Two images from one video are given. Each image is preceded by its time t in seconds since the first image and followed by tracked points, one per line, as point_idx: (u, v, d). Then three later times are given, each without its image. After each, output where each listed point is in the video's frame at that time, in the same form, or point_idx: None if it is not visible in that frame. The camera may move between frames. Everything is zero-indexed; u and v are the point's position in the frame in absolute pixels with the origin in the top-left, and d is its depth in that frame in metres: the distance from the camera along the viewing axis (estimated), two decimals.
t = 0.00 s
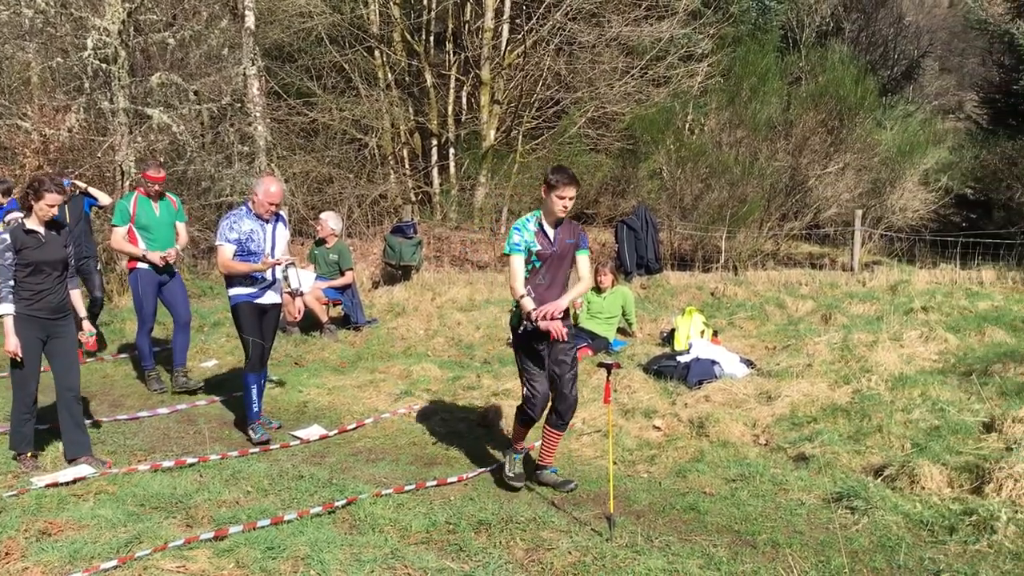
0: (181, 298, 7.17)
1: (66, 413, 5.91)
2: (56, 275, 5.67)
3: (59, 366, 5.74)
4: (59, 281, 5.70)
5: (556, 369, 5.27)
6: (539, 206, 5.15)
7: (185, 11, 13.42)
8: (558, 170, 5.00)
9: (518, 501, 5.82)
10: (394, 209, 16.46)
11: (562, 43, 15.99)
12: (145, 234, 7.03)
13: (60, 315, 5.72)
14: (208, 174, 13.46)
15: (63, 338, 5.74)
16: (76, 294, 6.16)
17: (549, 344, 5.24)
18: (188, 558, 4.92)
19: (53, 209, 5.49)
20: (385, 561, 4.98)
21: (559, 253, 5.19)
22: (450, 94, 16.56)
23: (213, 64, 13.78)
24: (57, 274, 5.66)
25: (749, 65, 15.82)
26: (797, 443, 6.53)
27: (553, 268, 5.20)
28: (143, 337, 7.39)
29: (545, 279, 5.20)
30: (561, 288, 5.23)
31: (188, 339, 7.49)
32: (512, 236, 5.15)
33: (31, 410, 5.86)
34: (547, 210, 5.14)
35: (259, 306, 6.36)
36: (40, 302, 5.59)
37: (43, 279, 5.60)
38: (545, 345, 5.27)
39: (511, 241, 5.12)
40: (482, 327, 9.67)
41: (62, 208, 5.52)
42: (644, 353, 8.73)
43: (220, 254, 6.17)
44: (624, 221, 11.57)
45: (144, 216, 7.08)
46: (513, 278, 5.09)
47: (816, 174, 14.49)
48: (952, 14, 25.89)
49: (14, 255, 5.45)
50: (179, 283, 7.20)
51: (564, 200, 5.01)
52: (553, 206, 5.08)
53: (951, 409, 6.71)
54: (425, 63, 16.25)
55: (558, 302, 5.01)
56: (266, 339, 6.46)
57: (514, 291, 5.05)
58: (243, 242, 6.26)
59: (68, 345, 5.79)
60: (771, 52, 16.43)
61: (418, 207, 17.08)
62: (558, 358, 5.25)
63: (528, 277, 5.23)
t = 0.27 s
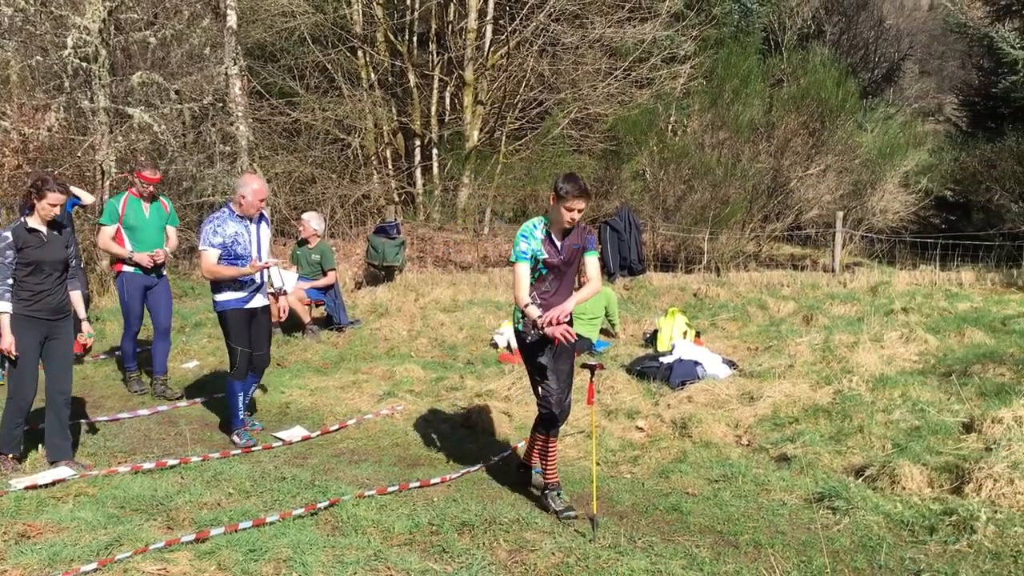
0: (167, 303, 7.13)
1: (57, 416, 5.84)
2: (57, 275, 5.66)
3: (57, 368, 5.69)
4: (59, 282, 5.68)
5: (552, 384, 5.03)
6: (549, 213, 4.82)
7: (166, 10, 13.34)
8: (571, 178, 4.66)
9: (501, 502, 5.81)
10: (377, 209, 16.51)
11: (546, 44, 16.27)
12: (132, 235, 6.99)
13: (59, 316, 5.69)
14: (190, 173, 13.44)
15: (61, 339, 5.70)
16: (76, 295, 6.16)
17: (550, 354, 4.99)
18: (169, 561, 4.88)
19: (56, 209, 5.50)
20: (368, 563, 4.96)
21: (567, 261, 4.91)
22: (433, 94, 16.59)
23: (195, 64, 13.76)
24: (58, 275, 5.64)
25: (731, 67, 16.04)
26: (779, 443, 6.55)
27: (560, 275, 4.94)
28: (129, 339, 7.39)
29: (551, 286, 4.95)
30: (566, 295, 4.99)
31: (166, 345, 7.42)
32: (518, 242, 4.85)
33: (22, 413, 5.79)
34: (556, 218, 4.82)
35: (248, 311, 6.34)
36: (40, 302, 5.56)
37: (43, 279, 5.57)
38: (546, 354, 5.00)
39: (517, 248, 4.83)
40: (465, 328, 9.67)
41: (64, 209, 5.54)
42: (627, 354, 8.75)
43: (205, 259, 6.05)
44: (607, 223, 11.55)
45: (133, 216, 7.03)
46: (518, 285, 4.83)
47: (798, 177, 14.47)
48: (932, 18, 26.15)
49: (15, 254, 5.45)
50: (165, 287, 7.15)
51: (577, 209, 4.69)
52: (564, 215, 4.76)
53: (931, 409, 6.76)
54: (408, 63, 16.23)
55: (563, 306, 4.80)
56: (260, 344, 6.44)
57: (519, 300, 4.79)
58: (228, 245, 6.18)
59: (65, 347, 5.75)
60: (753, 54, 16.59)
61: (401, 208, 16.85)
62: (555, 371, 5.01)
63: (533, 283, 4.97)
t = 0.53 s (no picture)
0: (157, 305, 7.14)
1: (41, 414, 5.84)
2: (50, 275, 5.62)
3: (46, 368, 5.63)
4: (52, 281, 5.65)
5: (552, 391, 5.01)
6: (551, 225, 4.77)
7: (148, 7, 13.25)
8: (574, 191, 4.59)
9: (486, 501, 5.81)
10: (362, 208, 16.24)
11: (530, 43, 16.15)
12: (126, 231, 6.94)
13: (50, 315, 5.66)
14: (172, 171, 13.46)
15: (50, 338, 5.67)
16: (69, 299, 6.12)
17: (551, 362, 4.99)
18: (152, 561, 4.85)
19: (54, 208, 5.50)
20: (352, 562, 4.94)
21: (569, 270, 4.89)
22: (418, 92, 16.59)
23: (177, 61, 13.69)
24: (51, 274, 5.61)
25: (713, 64, 15.91)
26: (762, 442, 6.57)
27: (562, 284, 4.92)
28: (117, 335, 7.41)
29: (551, 295, 4.94)
30: (568, 303, 5.00)
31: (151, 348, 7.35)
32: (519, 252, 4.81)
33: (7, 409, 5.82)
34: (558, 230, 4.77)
35: (242, 310, 6.16)
36: (31, 299, 5.54)
37: (34, 277, 5.54)
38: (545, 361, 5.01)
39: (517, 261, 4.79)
40: (450, 327, 9.65)
41: (62, 208, 5.54)
42: (611, 353, 8.77)
43: (198, 260, 5.81)
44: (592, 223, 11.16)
45: (130, 212, 7.00)
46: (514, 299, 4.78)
47: (780, 176, 14.66)
48: (914, 19, 26.34)
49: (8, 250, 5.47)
50: (157, 287, 7.14)
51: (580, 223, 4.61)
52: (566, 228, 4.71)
53: (913, 408, 6.79)
54: (392, 62, 16.18)
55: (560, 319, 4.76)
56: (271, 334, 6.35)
57: (517, 313, 4.77)
58: (221, 244, 5.92)
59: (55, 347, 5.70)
60: (736, 53, 16.62)
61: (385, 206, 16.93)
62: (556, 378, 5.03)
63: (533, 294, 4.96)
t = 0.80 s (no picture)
0: (146, 299, 7.20)
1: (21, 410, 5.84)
2: (41, 273, 5.58)
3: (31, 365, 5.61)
4: (41, 279, 5.61)
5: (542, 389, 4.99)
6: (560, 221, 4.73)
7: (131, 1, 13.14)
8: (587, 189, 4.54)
9: (472, 497, 5.80)
10: (346, 204, 16.31)
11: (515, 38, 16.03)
12: (119, 226, 6.85)
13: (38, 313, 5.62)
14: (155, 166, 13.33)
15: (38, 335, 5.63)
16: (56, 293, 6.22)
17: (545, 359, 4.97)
18: (135, 559, 4.81)
19: (48, 207, 5.48)
20: (337, 559, 4.92)
21: (576, 268, 4.84)
22: (403, 88, 16.52)
23: (160, 55, 13.63)
24: (42, 272, 5.57)
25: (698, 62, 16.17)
26: (747, 437, 6.60)
27: (568, 280, 4.88)
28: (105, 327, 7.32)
29: (553, 292, 4.90)
30: (572, 301, 4.95)
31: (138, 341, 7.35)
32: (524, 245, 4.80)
33: None
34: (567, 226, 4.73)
35: (238, 310, 6.03)
36: (22, 297, 5.49)
37: (26, 275, 5.49)
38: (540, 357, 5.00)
39: (522, 252, 4.77)
40: (435, 323, 9.64)
41: (55, 207, 5.52)
42: (597, 349, 8.78)
43: (198, 257, 5.67)
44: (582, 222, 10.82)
45: (121, 206, 6.94)
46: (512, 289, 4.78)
47: (765, 172, 14.43)
48: (898, 16, 26.49)
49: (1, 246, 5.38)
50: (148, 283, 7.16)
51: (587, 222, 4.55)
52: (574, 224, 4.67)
53: (897, 403, 6.82)
54: (377, 57, 16.12)
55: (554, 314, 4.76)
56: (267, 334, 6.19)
57: (512, 305, 4.79)
58: (224, 243, 5.79)
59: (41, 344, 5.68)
60: (722, 49, 16.64)
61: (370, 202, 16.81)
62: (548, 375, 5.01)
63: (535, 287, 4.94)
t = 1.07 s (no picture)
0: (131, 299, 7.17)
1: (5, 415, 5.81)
2: (30, 272, 5.52)
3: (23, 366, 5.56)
4: (30, 279, 5.55)
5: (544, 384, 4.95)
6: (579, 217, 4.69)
7: None
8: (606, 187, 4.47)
9: (452, 492, 5.79)
10: (326, 198, 16.36)
11: (496, 33, 16.21)
12: (106, 225, 6.75)
13: (30, 314, 5.56)
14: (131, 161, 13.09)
15: (28, 336, 5.59)
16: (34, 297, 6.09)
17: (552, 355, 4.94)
18: (113, 557, 4.78)
19: (37, 201, 5.38)
20: (318, 555, 4.91)
21: (593, 265, 4.80)
22: (382, 82, 16.43)
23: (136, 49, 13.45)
24: (31, 271, 5.52)
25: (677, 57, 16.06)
26: (727, 431, 6.64)
27: (586, 279, 4.83)
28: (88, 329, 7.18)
29: (569, 289, 4.86)
30: (588, 300, 4.89)
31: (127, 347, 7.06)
32: (542, 239, 4.81)
33: None
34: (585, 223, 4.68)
35: (239, 308, 5.86)
36: (15, 298, 5.42)
37: (17, 276, 5.43)
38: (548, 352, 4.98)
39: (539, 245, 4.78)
40: (416, 318, 9.62)
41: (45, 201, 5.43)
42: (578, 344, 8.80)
43: (205, 243, 5.57)
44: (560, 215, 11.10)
45: (105, 205, 6.80)
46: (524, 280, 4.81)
47: (744, 167, 14.65)
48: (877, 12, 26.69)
49: None
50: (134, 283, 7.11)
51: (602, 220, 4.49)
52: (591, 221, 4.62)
53: (875, 396, 6.88)
54: (356, 52, 16.06)
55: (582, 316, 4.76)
56: (262, 338, 6.00)
57: (522, 296, 4.81)
58: (236, 237, 5.70)
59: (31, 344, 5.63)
60: (701, 44, 16.64)
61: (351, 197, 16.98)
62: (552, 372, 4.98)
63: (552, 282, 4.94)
